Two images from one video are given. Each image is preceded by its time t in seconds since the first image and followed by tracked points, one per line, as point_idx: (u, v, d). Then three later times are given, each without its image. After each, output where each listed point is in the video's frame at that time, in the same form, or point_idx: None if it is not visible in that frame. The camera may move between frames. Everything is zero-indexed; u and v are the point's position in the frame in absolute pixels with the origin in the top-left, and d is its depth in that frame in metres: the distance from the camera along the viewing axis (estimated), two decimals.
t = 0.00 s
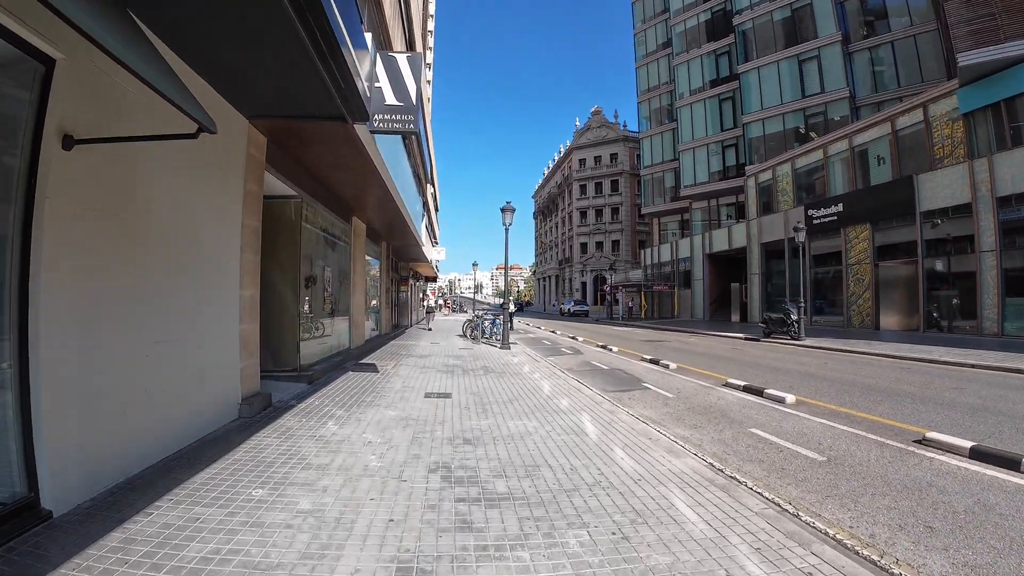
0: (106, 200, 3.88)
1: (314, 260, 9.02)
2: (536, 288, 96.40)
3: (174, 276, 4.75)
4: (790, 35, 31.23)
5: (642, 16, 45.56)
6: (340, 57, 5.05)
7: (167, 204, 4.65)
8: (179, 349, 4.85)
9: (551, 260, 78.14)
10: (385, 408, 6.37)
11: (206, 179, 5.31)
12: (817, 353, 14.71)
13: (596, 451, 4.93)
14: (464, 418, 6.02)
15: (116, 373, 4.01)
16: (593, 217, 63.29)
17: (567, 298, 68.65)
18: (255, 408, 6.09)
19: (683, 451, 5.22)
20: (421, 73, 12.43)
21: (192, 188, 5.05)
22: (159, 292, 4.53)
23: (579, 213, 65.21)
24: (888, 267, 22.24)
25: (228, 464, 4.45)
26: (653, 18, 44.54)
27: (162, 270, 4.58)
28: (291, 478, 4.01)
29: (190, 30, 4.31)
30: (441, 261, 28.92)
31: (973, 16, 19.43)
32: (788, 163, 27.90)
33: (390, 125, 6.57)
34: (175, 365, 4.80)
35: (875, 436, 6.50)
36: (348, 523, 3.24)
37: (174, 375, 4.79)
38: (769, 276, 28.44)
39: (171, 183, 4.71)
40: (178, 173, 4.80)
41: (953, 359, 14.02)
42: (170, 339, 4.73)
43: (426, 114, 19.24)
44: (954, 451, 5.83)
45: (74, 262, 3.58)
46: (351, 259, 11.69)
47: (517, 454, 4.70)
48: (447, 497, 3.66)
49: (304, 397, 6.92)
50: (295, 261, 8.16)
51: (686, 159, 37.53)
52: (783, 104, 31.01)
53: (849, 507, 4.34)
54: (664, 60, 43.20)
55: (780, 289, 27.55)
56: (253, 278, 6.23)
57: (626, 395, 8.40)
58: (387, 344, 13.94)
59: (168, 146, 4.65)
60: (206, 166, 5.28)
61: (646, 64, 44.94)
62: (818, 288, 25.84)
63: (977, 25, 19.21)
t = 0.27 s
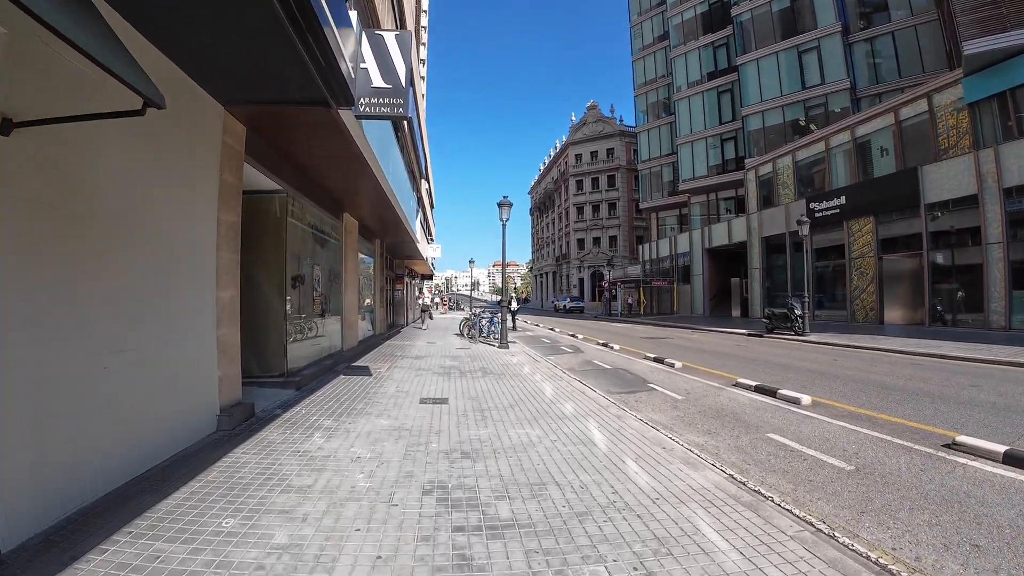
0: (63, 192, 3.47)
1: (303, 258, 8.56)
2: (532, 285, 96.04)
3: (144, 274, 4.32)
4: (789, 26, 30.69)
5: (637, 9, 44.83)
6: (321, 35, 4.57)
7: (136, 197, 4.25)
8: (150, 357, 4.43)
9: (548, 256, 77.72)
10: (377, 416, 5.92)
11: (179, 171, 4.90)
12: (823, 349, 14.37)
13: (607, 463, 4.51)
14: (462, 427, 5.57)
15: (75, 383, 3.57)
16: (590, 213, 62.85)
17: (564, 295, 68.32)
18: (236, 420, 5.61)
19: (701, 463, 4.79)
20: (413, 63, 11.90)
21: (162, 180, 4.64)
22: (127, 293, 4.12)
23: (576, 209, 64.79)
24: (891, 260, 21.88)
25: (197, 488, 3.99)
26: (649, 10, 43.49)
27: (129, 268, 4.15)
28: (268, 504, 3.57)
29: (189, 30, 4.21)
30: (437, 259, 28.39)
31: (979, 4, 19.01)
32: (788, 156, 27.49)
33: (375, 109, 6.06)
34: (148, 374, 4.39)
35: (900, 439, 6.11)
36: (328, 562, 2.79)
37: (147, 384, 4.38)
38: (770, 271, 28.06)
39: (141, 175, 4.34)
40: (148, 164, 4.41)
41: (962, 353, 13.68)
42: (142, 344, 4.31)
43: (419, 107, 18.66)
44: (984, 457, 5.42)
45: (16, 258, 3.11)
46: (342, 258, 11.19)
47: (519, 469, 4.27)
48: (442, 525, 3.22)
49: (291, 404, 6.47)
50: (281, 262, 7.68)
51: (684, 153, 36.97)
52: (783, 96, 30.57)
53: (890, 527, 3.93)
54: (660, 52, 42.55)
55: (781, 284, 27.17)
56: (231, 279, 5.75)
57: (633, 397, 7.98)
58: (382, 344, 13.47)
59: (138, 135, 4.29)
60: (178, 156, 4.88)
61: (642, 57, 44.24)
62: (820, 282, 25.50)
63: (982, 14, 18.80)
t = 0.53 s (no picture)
0: (8, 174, 3.07)
1: (288, 253, 8.06)
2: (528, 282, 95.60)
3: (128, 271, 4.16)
4: (787, 17, 30.25)
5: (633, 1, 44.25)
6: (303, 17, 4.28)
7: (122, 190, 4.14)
8: (139, 356, 4.31)
9: (544, 253, 77.27)
10: (365, 421, 5.48)
11: (169, 164, 4.80)
12: (827, 344, 14.03)
13: (616, 472, 4.10)
14: (456, 433, 5.14)
15: (20, 394, 3.14)
16: (586, 209, 62.40)
17: (561, 291, 67.92)
18: (210, 427, 5.17)
19: (718, 470, 4.38)
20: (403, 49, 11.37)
21: (148, 173, 4.51)
22: (90, 289, 3.74)
23: (572, 205, 64.32)
24: (893, 254, 21.58)
25: (160, 507, 3.55)
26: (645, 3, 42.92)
27: (91, 262, 3.76)
28: (236, 527, 3.14)
29: (189, 31, 4.18)
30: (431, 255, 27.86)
31: None
32: (788, 148, 27.11)
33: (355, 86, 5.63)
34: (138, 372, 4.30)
35: (925, 441, 5.72)
36: None
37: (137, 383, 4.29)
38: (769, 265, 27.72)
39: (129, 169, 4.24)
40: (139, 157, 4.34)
41: (971, 347, 13.36)
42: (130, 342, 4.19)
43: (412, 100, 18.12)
44: (1019, 460, 5.04)
45: None
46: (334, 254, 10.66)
47: (519, 481, 3.85)
48: (434, 552, 2.80)
49: (274, 409, 6.04)
50: (266, 258, 7.22)
51: (681, 147, 36.49)
52: (782, 88, 30.15)
53: (933, 543, 3.53)
54: (656, 46, 42.00)
55: (780, 278, 26.85)
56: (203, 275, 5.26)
57: (637, 397, 7.55)
58: (375, 343, 12.99)
59: (128, 128, 4.21)
60: (168, 150, 4.76)
61: (638, 51, 43.69)
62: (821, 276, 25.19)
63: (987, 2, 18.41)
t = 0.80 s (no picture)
0: None
1: (273, 252, 7.59)
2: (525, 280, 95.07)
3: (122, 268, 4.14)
4: (787, 10, 29.77)
5: None
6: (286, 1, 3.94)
7: (122, 186, 4.21)
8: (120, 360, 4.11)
9: (541, 250, 76.77)
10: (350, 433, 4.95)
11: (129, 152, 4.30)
12: (834, 343, 13.64)
13: (629, 495, 3.67)
14: (450, 444, 4.65)
15: None
16: (584, 205, 61.90)
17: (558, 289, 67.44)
18: (179, 444, 4.67)
19: (742, 490, 3.93)
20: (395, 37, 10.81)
21: (105, 161, 4.02)
22: (32, 293, 3.25)
23: (569, 201, 63.79)
24: (898, 249, 21.21)
25: (113, 544, 3.08)
26: None
27: (33, 262, 3.27)
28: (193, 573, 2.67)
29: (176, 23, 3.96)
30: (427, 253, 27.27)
31: None
32: (790, 143, 26.69)
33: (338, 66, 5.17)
34: (138, 371, 4.34)
35: (959, 451, 5.30)
36: None
37: (135, 384, 4.30)
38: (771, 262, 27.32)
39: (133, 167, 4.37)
40: (124, 152, 4.24)
41: (983, 345, 12.98)
42: (127, 342, 4.20)
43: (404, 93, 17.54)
44: None
45: None
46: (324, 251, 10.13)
47: (522, 508, 3.38)
48: None
49: (254, 420, 5.58)
50: (247, 256, 6.73)
51: (680, 142, 35.93)
52: (782, 82, 29.69)
53: None
54: (654, 40, 41.42)
55: (782, 275, 26.46)
56: (171, 275, 4.77)
57: (645, 402, 7.08)
58: (368, 344, 12.47)
59: (128, 128, 4.32)
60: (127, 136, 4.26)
61: (636, 45, 43.11)
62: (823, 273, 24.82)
63: None
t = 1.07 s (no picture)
0: None
1: (259, 245, 7.10)
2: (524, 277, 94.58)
3: (99, 260, 3.93)
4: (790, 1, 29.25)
5: None
6: None
7: (97, 173, 3.94)
8: (73, 360, 3.62)
9: (540, 247, 76.24)
10: (336, 440, 4.48)
11: (85, 128, 3.81)
12: (844, 339, 13.24)
13: (651, 513, 3.23)
14: (447, 451, 4.18)
15: None
16: (582, 202, 61.38)
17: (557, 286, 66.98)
18: (147, 455, 4.22)
19: (776, 506, 3.49)
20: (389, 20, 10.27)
21: (55, 136, 3.53)
22: None
23: (567, 198, 63.27)
24: (904, 244, 20.82)
25: None
26: None
27: None
28: None
29: None
30: (424, 249, 26.71)
31: None
32: (793, 136, 26.23)
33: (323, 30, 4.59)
34: (97, 372, 3.87)
35: (998, 456, 4.89)
36: None
37: (94, 387, 3.83)
38: (774, 258, 26.89)
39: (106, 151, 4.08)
40: (78, 127, 3.75)
41: (998, 341, 12.59)
42: (82, 340, 3.72)
43: (400, 84, 16.96)
44: None
45: None
46: (316, 245, 9.63)
47: (530, 530, 2.94)
48: None
49: (233, 425, 5.13)
50: (229, 250, 6.27)
51: (681, 136, 35.33)
52: (785, 75, 29.17)
53: None
54: (654, 33, 40.80)
55: (786, 271, 26.05)
56: (139, 268, 4.37)
57: (655, 403, 6.63)
58: (363, 342, 11.99)
59: (82, 99, 3.80)
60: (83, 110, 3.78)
61: (635, 39, 42.49)
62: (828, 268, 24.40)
63: None
